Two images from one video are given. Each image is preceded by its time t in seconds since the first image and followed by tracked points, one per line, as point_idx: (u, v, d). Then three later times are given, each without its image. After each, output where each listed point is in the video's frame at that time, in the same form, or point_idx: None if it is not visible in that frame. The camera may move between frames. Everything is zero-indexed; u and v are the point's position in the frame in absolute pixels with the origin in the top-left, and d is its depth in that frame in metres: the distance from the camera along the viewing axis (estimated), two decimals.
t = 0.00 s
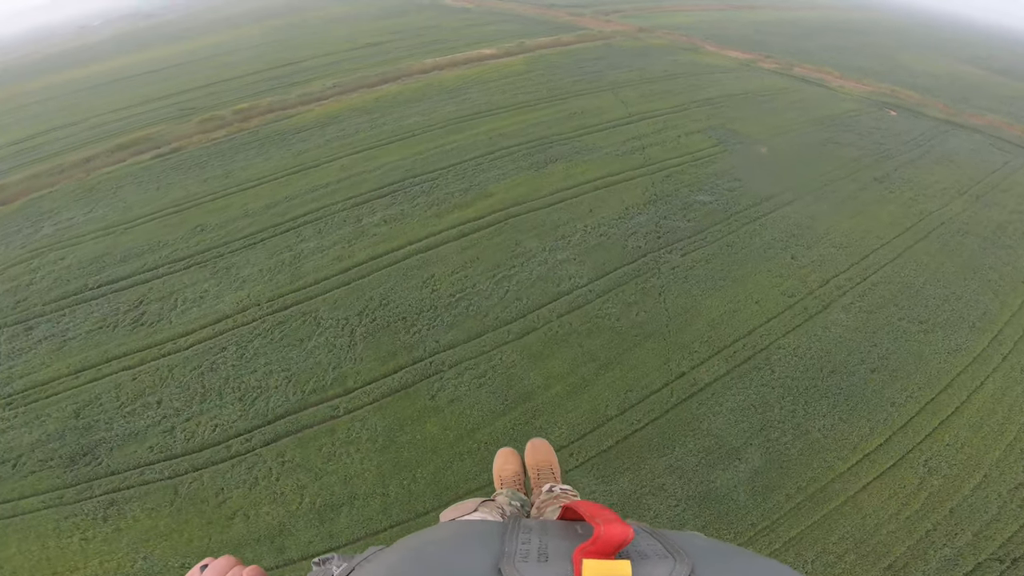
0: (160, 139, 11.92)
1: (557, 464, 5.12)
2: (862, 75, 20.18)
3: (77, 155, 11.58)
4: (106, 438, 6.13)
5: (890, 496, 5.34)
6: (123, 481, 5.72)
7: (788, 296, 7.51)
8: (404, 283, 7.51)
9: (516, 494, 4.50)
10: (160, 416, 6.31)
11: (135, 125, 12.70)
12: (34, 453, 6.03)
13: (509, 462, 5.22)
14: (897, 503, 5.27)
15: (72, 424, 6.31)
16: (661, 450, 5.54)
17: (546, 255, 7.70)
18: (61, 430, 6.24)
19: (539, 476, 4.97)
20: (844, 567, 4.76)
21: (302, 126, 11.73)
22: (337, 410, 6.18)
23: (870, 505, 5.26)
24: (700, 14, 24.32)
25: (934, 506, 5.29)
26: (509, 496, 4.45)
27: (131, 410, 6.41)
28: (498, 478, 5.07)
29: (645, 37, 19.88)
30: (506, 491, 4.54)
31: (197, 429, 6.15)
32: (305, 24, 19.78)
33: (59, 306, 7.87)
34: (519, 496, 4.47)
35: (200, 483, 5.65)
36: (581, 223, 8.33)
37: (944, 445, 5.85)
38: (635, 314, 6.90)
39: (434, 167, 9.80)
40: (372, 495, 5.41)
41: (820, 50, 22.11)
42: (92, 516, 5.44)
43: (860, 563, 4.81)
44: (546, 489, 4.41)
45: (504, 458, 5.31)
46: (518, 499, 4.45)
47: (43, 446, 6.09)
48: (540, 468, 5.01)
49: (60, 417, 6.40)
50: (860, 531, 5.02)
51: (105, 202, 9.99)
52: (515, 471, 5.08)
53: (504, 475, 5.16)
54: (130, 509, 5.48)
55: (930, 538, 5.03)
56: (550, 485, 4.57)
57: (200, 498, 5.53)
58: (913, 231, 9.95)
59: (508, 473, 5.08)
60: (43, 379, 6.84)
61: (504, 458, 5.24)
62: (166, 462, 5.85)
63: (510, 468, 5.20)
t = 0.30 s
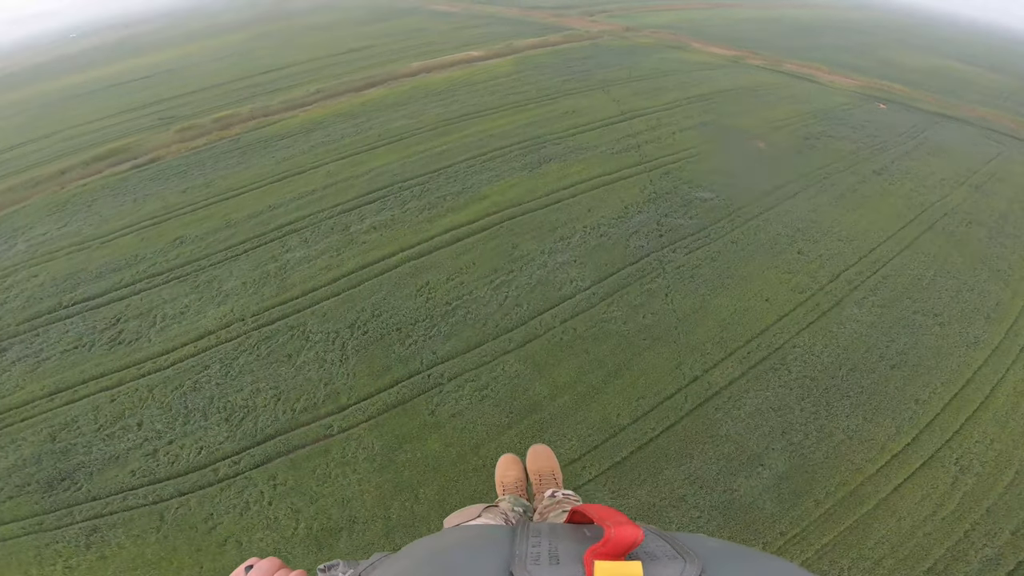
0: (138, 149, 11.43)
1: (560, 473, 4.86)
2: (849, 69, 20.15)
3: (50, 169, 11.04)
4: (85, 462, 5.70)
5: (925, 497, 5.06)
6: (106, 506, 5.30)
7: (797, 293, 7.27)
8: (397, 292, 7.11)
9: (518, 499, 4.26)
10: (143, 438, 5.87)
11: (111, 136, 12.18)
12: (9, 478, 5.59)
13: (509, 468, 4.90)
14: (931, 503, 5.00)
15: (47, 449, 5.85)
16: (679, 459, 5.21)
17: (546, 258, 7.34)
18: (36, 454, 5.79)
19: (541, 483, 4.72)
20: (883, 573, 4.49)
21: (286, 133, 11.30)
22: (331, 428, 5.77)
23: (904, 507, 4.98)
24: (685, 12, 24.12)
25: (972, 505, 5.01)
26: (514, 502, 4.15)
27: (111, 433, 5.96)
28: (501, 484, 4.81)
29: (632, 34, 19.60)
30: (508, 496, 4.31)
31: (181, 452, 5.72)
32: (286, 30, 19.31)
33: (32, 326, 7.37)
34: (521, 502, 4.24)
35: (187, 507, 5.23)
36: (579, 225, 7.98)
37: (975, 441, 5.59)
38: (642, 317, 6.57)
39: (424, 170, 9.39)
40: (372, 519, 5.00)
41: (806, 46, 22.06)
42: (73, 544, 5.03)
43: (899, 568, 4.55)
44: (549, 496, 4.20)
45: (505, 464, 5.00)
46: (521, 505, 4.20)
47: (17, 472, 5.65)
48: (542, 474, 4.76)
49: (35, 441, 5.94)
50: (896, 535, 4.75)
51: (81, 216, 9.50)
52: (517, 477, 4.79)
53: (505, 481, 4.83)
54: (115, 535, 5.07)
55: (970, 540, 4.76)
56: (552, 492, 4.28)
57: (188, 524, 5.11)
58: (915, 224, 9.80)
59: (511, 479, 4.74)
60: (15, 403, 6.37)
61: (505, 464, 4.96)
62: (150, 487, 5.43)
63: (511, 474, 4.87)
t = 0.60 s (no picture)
0: (107, 162, 10.84)
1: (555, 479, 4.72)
2: (829, 63, 20.21)
3: (11, 185, 10.36)
4: (60, 489, 5.26)
5: (957, 494, 4.94)
6: (86, 535, 4.90)
7: (803, 287, 7.05)
8: (386, 303, 6.64)
9: (508, 499, 4.15)
10: (120, 464, 5.42)
11: (77, 149, 11.54)
12: None
13: (498, 466, 4.74)
14: (965, 500, 4.87)
15: (17, 476, 5.38)
16: (697, 467, 4.92)
17: (541, 260, 6.97)
18: (8, 483, 5.32)
19: (531, 482, 4.57)
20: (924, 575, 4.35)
21: (263, 142, 10.86)
22: (321, 450, 5.34)
23: (936, 505, 4.85)
24: (663, 9, 23.92)
25: (1006, 500, 4.89)
26: (505, 504, 4.02)
27: (85, 459, 5.49)
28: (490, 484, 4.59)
29: (613, 33, 19.35)
30: (498, 495, 4.19)
31: (162, 478, 5.27)
32: (257, 34, 18.65)
33: None
34: (511, 502, 4.13)
35: (172, 536, 4.83)
36: (573, 226, 7.62)
37: (1002, 434, 5.49)
38: (646, 318, 6.25)
39: (410, 174, 8.96)
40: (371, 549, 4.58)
41: (784, 40, 22.03)
42: None
43: (939, 568, 4.42)
44: (538, 495, 4.09)
45: (494, 463, 4.82)
46: (511, 505, 4.08)
47: None
48: (531, 473, 4.62)
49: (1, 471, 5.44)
50: (932, 535, 4.61)
51: (47, 234, 8.91)
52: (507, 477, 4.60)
53: (495, 481, 4.67)
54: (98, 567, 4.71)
55: (1008, 537, 4.64)
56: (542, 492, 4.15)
57: (174, 553, 4.74)
58: (910, 213, 9.75)
59: (501, 478, 4.58)
60: None
61: (496, 465, 4.76)
62: (131, 515, 5.01)
63: (502, 473, 4.71)
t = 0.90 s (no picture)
0: (71, 177, 10.24)
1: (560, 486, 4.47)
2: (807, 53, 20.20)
3: None
4: (33, 518, 4.81)
5: (989, 486, 4.87)
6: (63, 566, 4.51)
7: (807, 280, 6.88)
8: (373, 314, 6.18)
9: (504, 497, 4.01)
10: (95, 492, 4.96)
11: (39, 165, 10.91)
12: None
13: (495, 465, 4.55)
14: (998, 494, 4.80)
15: None
16: (716, 473, 4.68)
17: (535, 263, 6.62)
18: None
19: (528, 481, 4.38)
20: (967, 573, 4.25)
21: (237, 151, 10.41)
22: (311, 474, 4.90)
23: (969, 499, 4.78)
24: (639, 6, 23.73)
25: None
26: (501, 504, 3.85)
27: (57, 486, 5.02)
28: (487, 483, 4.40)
29: (591, 32, 19.18)
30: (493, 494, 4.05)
31: (140, 506, 4.82)
32: (225, 38, 17.93)
33: None
34: (507, 500, 3.99)
35: (155, 568, 4.42)
36: (566, 226, 7.31)
37: None
38: (649, 319, 5.95)
39: (394, 178, 8.57)
40: None
41: (762, 31, 21.94)
42: None
43: (981, 566, 4.33)
44: (534, 494, 3.92)
45: (491, 461, 4.61)
46: (507, 504, 3.93)
47: None
48: (528, 471, 4.44)
49: None
50: (969, 531, 4.53)
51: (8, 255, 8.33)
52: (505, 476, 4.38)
53: (493, 479, 4.47)
54: None
55: None
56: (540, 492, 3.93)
57: None
58: (901, 201, 9.77)
59: (498, 477, 4.39)
60: None
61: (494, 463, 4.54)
62: (110, 547, 4.59)
63: (499, 471, 4.51)
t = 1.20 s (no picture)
0: (43, 179, 9.72)
1: (567, 496, 4.14)
2: (798, 49, 20.08)
3: None
4: None
5: (1019, 484, 4.64)
6: None
7: (816, 275, 6.64)
8: (361, 317, 5.77)
9: (506, 500, 3.52)
10: (64, 508, 4.55)
11: (9, 168, 10.39)
12: None
13: (496, 468, 4.21)
14: None
15: None
16: (735, 479, 4.39)
17: (533, 262, 6.28)
18: None
19: (531, 485, 4.03)
20: None
21: (219, 150, 9.97)
22: (298, 489, 4.51)
23: (999, 498, 4.53)
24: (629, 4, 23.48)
25: None
26: (501, 506, 3.36)
27: (21, 504, 4.59)
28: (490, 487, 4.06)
29: (581, 30, 18.92)
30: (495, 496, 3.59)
31: (113, 524, 4.43)
32: (205, 37, 17.39)
33: None
34: (510, 503, 3.48)
35: None
36: (563, 222, 6.99)
37: None
38: (655, 318, 5.62)
39: (383, 175, 8.19)
40: None
41: (752, 28, 21.81)
42: None
43: (1016, 568, 4.09)
44: (536, 497, 3.46)
45: (493, 464, 4.29)
46: (509, 507, 3.44)
47: None
48: (530, 475, 4.09)
49: None
50: (1002, 532, 4.28)
51: None
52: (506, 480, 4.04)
53: (493, 483, 4.15)
54: None
55: None
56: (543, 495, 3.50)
57: None
58: (902, 195, 9.61)
59: (498, 480, 4.05)
60: None
61: (495, 467, 4.21)
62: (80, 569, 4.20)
63: (500, 475, 4.18)
